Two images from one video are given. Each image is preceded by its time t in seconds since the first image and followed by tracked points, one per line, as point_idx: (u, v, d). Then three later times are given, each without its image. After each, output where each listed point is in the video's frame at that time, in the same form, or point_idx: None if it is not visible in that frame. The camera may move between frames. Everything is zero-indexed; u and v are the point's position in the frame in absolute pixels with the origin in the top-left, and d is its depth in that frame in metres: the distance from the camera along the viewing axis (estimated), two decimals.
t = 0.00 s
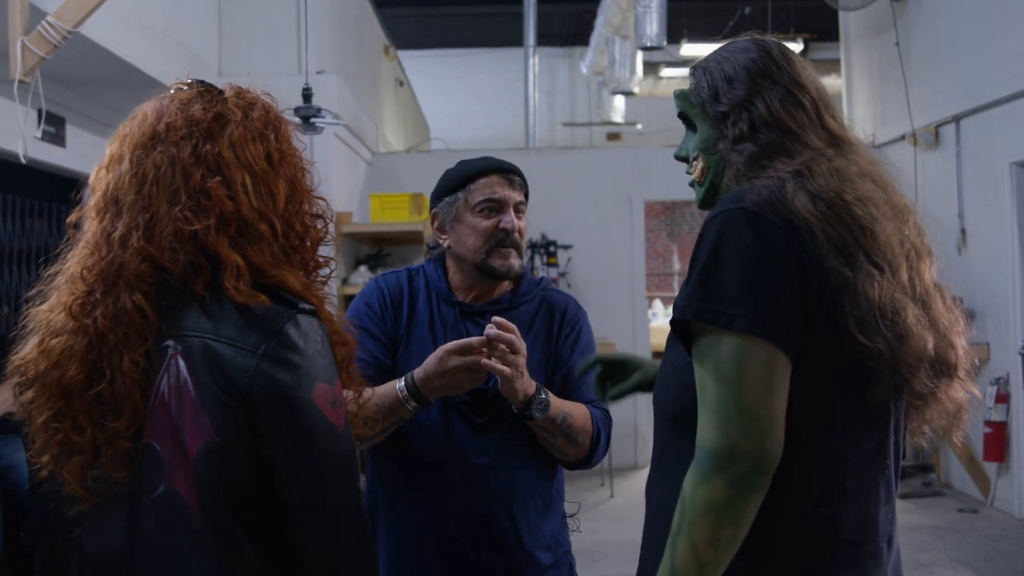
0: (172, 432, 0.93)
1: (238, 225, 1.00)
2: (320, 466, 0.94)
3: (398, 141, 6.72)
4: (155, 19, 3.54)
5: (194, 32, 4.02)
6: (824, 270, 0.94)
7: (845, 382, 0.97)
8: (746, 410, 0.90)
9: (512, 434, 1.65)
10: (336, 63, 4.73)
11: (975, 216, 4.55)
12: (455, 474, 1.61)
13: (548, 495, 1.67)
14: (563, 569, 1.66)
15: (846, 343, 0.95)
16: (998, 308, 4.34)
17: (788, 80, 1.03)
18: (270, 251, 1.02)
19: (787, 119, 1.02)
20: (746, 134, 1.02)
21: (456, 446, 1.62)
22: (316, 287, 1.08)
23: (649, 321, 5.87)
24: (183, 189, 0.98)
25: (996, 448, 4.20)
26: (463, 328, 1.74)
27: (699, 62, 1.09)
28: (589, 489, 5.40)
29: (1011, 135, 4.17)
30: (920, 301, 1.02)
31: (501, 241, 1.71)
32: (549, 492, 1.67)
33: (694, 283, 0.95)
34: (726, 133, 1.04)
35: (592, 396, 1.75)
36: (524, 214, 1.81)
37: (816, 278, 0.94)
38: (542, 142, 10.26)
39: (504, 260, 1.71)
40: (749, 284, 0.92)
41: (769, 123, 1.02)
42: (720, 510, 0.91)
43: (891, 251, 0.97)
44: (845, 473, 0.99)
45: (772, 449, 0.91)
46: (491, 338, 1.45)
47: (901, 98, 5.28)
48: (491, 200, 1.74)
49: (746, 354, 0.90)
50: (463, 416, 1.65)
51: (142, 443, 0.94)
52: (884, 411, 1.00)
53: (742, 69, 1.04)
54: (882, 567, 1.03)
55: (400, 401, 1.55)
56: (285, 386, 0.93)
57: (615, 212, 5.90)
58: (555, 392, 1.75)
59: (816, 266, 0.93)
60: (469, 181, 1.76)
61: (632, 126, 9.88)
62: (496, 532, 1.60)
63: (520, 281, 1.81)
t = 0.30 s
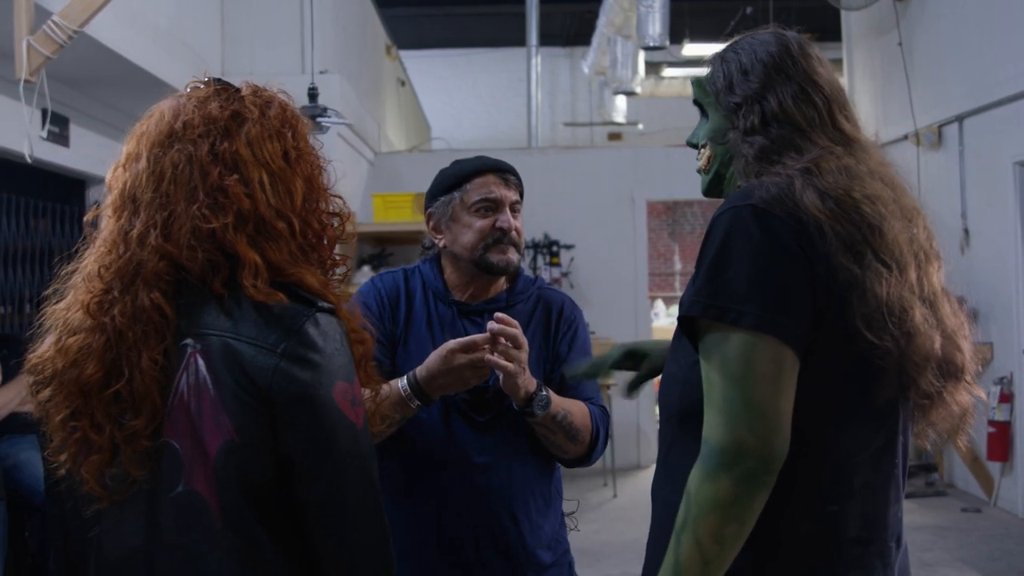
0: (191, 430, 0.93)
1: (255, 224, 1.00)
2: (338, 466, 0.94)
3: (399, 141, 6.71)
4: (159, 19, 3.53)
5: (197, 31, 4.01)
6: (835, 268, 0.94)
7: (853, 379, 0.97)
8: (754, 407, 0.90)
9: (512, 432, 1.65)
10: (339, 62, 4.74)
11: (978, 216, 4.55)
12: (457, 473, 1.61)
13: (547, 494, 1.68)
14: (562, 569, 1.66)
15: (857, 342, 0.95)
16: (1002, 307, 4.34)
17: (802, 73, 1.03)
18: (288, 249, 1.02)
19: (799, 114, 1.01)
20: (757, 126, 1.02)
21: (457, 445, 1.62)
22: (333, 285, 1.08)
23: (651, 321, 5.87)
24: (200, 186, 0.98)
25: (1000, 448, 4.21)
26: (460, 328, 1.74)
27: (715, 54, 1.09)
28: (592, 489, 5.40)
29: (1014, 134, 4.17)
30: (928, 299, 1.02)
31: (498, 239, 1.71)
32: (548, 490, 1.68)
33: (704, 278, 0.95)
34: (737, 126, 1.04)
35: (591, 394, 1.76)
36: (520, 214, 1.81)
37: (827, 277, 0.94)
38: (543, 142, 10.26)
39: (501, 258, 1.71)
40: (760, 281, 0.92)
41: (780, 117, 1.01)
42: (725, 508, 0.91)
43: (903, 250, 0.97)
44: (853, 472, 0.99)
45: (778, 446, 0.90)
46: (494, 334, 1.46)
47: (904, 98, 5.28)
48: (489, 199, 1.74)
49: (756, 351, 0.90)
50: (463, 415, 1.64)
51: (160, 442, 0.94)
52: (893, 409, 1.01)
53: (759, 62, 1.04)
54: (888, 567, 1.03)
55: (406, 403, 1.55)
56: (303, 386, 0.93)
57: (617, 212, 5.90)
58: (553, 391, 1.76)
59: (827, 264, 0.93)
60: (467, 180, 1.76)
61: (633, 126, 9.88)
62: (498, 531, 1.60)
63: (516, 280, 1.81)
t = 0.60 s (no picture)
0: (208, 430, 0.93)
1: (270, 223, 0.99)
2: (355, 465, 0.94)
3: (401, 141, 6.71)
4: (162, 18, 3.53)
5: (200, 30, 4.00)
6: (849, 267, 0.94)
7: (867, 378, 0.97)
8: (770, 408, 0.89)
9: (516, 431, 1.65)
10: (342, 62, 4.74)
11: (981, 215, 4.55)
12: (461, 472, 1.61)
13: (552, 492, 1.67)
14: (568, 569, 1.65)
15: (871, 341, 0.95)
16: (1005, 307, 4.34)
17: (795, 68, 1.02)
18: (303, 248, 1.01)
19: (795, 119, 1.01)
20: (756, 132, 1.02)
21: (461, 444, 1.62)
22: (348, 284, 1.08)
23: (654, 321, 5.87)
24: (216, 186, 0.98)
25: (1002, 448, 4.21)
26: (462, 327, 1.74)
27: (710, 61, 1.09)
28: (595, 489, 5.39)
29: (1017, 133, 4.17)
30: (938, 296, 1.02)
31: (499, 239, 1.71)
32: (552, 488, 1.68)
33: (717, 280, 0.94)
34: (737, 131, 1.04)
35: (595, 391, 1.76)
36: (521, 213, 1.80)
37: (840, 276, 0.94)
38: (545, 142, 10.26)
39: (503, 258, 1.71)
40: (772, 281, 0.91)
41: (779, 121, 1.01)
42: (742, 509, 0.91)
43: (914, 249, 0.97)
44: (865, 471, 0.99)
45: (794, 446, 0.90)
46: (497, 331, 1.46)
47: (907, 97, 5.29)
48: (491, 198, 1.74)
49: (770, 354, 0.90)
50: (467, 414, 1.64)
51: (176, 442, 0.94)
52: (906, 408, 1.01)
53: (751, 70, 1.03)
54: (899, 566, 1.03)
55: (409, 402, 1.55)
56: (320, 385, 0.93)
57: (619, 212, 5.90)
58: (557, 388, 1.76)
59: (841, 264, 0.93)
60: (468, 180, 1.76)
61: (635, 127, 9.89)
62: (503, 531, 1.60)
63: (517, 279, 1.81)
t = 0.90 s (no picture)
0: (227, 430, 0.93)
1: (288, 223, 1.00)
2: (373, 464, 0.95)
3: (403, 141, 6.71)
4: (166, 18, 3.52)
5: (204, 30, 4.00)
6: (862, 267, 0.94)
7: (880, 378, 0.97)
8: (785, 409, 0.90)
9: (522, 430, 1.65)
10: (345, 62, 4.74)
11: (983, 216, 4.56)
12: (469, 471, 1.61)
13: (560, 490, 1.67)
14: (576, 569, 1.65)
15: (885, 342, 0.96)
16: (1008, 307, 4.35)
17: (801, 68, 1.02)
18: (320, 248, 1.02)
19: (807, 116, 1.01)
20: (766, 130, 1.02)
21: (468, 443, 1.62)
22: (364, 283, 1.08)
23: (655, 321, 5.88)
24: (234, 185, 0.98)
25: (1005, 448, 4.21)
26: (469, 327, 1.74)
27: (718, 60, 1.09)
28: (597, 489, 5.40)
29: (1019, 133, 4.17)
30: (949, 294, 1.03)
31: (506, 238, 1.71)
32: (559, 487, 1.68)
33: (730, 281, 0.95)
34: (746, 131, 1.04)
35: (603, 390, 1.76)
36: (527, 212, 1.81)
37: (853, 276, 0.94)
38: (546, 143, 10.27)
39: (509, 257, 1.71)
40: (786, 282, 0.91)
41: (787, 119, 1.01)
42: (760, 511, 0.91)
43: (925, 248, 0.98)
44: (879, 470, 0.99)
45: (810, 448, 0.91)
46: (505, 332, 1.47)
47: (909, 97, 5.29)
48: (497, 198, 1.74)
49: (785, 355, 0.90)
50: (474, 414, 1.64)
51: (194, 442, 0.94)
52: (920, 406, 1.01)
53: (757, 68, 1.03)
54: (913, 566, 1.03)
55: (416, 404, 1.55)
56: (339, 384, 0.93)
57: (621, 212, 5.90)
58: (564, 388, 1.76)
59: (854, 264, 0.94)
60: (474, 180, 1.76)
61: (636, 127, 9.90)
62: (511, 530, 1.60)
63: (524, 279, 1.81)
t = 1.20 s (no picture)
0: (244, 428, 0.93)
1: (305, 221, 1.00)
2: (390, 462, 0.95)
3: (405, 141, 6.71)
4: (169, 17, 3.52)
5: (207, 30, 4.00)
6: (877, 267, 0.94)
7: (896, 378, 0.97)
8: (801, 411, 0.90)
9: (533, 430, 1.65)
10: (348, 61, 4.73)
11: (986, 216, 4.56)
12: (480, 469, 1.61)
13: (570, 489, 1.68)
14: (586, 568, 1.65)
15: (901, 341, 0.96)
16: (1012, 307, 4.35)
17: (816, 70, 1.02)
18: (337, 246, 1.02)
19: (819, 116, 1.01)
20: (778, 130, 1.02)
21: (479, 442, 1.63)
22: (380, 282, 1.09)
23: (658, 321, 5.88)
24: (252, 184, 0.98)
25: (1008, 448, 4.21)
26: (478, 326, 1.74)
27: (727, 59, 1.09)
28: (601, 489, 5.40)
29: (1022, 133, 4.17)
30: (963, 292, 1.03)
31: (514, 237, 1.71)
32: (570, 485, 1.68)
33: (746, 282, 0.95)
34: (758, 131, 1.04)
35: (613, 388, 1.76)
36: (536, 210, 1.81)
37: (869, 276, 0.94)
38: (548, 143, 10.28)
39: (518, 256, 1.71)
40: (802, 282, 0.92)
41: (800, 118, 1.02)
42: (775, 512, 0.92)
43: (940, 247, 0.98)
44: (894, 470, 0.99)
45: (825, 449, 0.91)
46: (513, 334, 1.47)
47: (912, 97, 5.29)
48: (506, 197, 1.74)
49: (801, 356, 0.90)
50: (484, 414, 1.65)
51: (211, 441, 0.94)
52: (935, 405, 1.01)
53: (770, 68, 1.04)
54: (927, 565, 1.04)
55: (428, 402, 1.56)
56: (357, 382, 0.94)
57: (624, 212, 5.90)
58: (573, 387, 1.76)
59: (870, 263, 0.94)
60: (483, 178, 1.76)
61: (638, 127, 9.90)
62: (522, 529, 1.60)
63: (533, 278, 1.81)
